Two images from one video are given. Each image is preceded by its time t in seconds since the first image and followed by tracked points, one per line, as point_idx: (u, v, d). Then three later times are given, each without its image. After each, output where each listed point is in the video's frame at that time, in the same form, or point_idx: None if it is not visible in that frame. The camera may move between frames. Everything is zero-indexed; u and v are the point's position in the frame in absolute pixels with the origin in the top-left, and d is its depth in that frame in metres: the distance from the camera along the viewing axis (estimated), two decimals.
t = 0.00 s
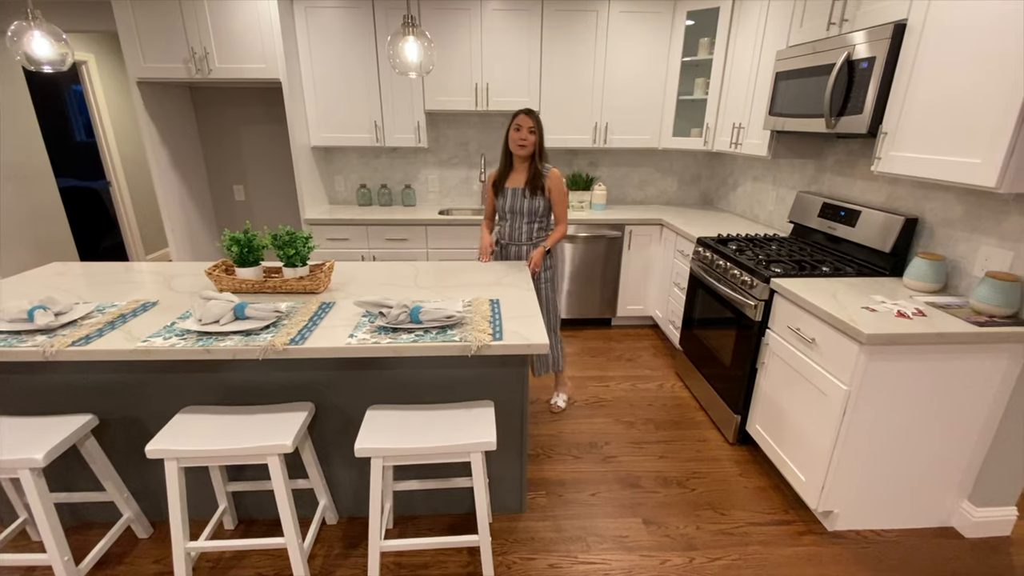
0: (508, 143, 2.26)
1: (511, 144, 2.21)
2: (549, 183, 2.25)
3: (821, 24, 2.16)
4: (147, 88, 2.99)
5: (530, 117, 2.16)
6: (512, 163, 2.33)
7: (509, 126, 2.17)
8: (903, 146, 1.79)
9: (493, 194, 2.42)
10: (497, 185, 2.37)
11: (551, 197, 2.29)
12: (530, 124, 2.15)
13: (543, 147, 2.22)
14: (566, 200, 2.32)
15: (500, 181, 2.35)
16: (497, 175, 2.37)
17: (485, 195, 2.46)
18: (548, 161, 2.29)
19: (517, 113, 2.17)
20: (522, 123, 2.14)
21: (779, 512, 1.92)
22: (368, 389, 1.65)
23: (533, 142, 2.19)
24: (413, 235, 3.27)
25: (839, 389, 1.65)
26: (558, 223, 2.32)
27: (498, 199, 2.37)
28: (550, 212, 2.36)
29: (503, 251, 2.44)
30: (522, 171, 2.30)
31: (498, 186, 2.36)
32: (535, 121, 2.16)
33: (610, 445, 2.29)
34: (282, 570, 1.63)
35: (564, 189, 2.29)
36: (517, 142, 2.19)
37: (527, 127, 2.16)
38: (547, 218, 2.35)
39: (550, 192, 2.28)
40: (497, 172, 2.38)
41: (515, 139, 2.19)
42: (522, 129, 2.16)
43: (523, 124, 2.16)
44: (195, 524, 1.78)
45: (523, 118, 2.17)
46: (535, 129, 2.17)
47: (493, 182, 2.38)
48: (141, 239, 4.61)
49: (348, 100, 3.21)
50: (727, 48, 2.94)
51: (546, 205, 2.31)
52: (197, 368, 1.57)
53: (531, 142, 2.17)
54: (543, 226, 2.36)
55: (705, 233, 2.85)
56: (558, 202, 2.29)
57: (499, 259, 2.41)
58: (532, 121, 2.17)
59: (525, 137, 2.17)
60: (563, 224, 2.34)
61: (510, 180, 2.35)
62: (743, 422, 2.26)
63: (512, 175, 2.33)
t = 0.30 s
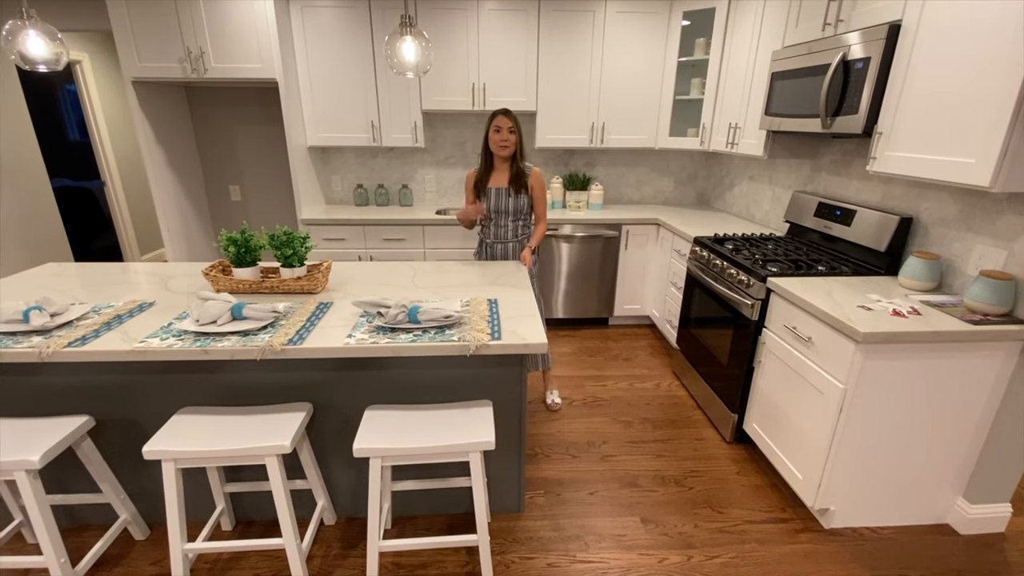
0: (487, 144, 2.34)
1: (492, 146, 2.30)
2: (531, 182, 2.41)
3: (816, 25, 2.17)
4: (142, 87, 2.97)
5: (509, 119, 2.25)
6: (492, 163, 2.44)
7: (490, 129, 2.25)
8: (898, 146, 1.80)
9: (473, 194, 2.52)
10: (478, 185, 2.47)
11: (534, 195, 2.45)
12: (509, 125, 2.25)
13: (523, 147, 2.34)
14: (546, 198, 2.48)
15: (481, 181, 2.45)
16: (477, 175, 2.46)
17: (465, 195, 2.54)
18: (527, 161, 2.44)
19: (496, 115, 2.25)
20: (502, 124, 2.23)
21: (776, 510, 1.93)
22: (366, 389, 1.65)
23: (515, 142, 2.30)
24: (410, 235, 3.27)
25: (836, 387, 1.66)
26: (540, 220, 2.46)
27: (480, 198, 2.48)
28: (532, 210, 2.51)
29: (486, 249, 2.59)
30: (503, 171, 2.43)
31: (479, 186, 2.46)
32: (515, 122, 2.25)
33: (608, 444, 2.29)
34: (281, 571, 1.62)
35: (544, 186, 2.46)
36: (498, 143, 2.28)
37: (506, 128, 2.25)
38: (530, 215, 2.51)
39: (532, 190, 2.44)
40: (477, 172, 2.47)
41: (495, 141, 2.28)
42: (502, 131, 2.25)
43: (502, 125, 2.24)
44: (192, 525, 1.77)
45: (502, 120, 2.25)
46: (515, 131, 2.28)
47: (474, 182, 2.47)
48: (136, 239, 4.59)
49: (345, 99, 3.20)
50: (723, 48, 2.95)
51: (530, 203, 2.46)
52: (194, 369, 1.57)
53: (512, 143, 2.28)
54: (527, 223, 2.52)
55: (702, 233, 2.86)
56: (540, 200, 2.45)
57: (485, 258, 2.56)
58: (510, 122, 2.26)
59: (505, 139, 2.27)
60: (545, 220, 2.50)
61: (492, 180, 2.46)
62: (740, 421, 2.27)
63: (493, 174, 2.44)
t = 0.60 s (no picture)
0: (477, 145, 2.34)
1: (482, 146, 2.30)
2: (522, 181, 2.41)
3: (814, 25, 2.18)
4: (139, 87, 2.96)
5: (498, 120, 2.25)
6: (482, 163, 2.44)
7: (479, 130, 2.25)
8: (895, 145, 1.81)
9: (464, 194, 2.52)
10: (468, 185, 2.47)
11: (524, 193, 2.45)
12: (498, 126, 2.25)
13: (513, 147, 2.33)
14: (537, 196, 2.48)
15: (472, 181, 2.46)
16: (466, 176, 2.46)
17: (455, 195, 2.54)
18: (518, 160, 2.43)
19: (485, 116, 2.25)
20: (491, 126, 2.23)
21: (775, 508, 1.94)
22: (366, 389, 1.65)
23: (504, 143, 2.30)
24: (408, 235, 3.27)
25: (834, 386, 1.67)
26: (532, 219, 2.46)
27: (471, 198, 2.48)
28: (523, 208, 2.52)
29: (478, 248, 2.60)
30: (494, 171, 2.44)
31: (469, 186, 2.47)
32: (503, 123, 2.25)
33: (607, 444, 2.29)
34: (280, 571, 1.62)
35: (535, 184, 2.45)
36: (487, 144, 2.29)
37: (495, 130, 2.25)
38: (520, 213, 2.52)
39: (523, 189, 2.44)
40: (467, 172, 2.47)
41: (485, 142, 2.28)
42: (491, 132, 2.25)
43: (491, 127, 2.24)
44: (191, 526, 1.77)
45: (491, 120, 2.25)
46: (503, 132, 2.27)
47: (464, 183, 2.47)
48: (132, 239, 4.58)
49: (343, 99, 3.20)
50: (721, 48, 2.96)
51: (520, 201, 2.47)
52: (193, 369, 1.56)
53: (501, 144, 2.28)
54: (517, 221, 2.54)
55: (700, 232, 2.87)
56: (531, 198, 2.45)
57: (477, 257, 2.57)
58: (499, 123, 2.26)
59: (495, 140, 2.27)
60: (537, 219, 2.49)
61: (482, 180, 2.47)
62: (738, 420, 2.28)
63: (483, 174, 2.44)
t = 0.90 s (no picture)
0: (474, 146, 2.35)
1: (478, 147, 2.31)
2: (518, 182, 2.41)
3: (812, 26, 2.19)
4: (138, 87, 2.96)
5: (494, 121, 2.25)
6: (479, 163, 2.44)
7: (475, 131, 2.25)
8: (893, 146, 1.82)
9: (461, 194, 2.53)
10: (464, 186, 2.48)
11: (520, 194, 2.45)
12: (494, 127, 2.25)
13: (509, 148, 2.34)
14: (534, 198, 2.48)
15: (469, 181, 2.46)
16: (463, 176, 2.47)
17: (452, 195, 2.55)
18: (515, 161, 2.44)
19: (482, 117, 2.25)
20: (487, 126, 2.23)
21: (774, 506, 1.95)
22: (367, 389, 1.65)
23: (499, 144, 2.30)
24: (408, 235, 3.27)
25: (833, 385, 1.68)
26: (529, 220, 2.45)
27: (467, 199, 2.49)
28: (519, 209, 2.52)
29: (474, 249, 2.60)
30: (490, 172, 2.44)
31: (466, 187, 2.47)
32: (499, 125, 2.25)
33: (607, 443, 2.30)
34: (281, 571, 1.62)
35: (532, 185, 2.45)
36: (484, 145, 2.29)
37: (491, 131, 2.26)
38: (516, 214, 2.52)
39: (519, 190, 2.44)
40: (464, 172, 2.48)
41: (481, 143, 2.29)
42: (487, 133, 2.26)
43: (487, 128, 2.25)
44: (192, 526, 1.77)
45: (487, 121, 2.26)
46: (499, 133, 2.28)
47: (461, 183, 2.48)
48: (130, 240, 4.58)
49: (342, 99, 3.20)
50: (720, 48, 2.97)
51: (516, 202, 2.47)
52: (194, 369, 1.57)
53: (497, 145, 2.29)
54: (513, 222, 2.54)
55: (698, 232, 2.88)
56: (528, 199, 2.45)
57: (474, 258, 2.58)
58: (495, 124, 2.26)
59: (491, 141, 2.27)
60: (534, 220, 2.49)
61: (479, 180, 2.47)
62: (737, 419, 2.29)
63: (480, 175, 2.45)
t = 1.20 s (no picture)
0: (475, 146, 2.35)
1: (480, 147, 2.31)
2: (518, 182, 2.41)
3: (813, 26, 2.20)
4: (137, 87, 2.95)
5: (496, 121, 2.25)
6: (481, 163, 2.44)
7: (477, 132, 2.25)
8: (895, 145, 1.82)
9: (461, 194, 2.53)
10: (466, 186, 2.48)
11: (521, 195, 2.45)
12: (496, 127, 2.26)
13: (510, 149, 2.33)
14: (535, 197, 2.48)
15: (470, 181, 2.46)
16: (465, 176, 2.47)
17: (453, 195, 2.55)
18: (516, 162, 2.43)
19: (484, 117, 2.26)
20: (489, 127, 2.24)
21: (776, 505, 1.95)
22: (371, 389, 1.65)
23: (501, 145, 2.30)
24: (408, 235, 3.27)
25: (835, 384, 1.68)
26: (531, 220, 2.45)
27: (469, 198, 2.49)
28: (520, 209, 2.52)
29: (474, 249, 2.61)
30: (491, 172, 2.44)
31: (467, 186, 2.47)
32: (501, 125, 2.26)
33: (609, 442, 2.30)
34: (285, 571, 1.62)
35: (533, 185, 2.45)
36: (485, 145, 2.29)
37: (493, 131, 2.26)
38: (517, 213, 2.52)
39: (520, 190, 2.44)
40: (465, 172, 2.48)
41: (483, 143, 2.29)
42: (489, 134, 2.26)
43: (489, 128, 2.25)
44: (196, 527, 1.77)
45: (489, 122, 2.26)
46: (501, 133, 2.28)
47: (462, 183, 2.48)
48: (129, 240, 4.59)
49: (342, 98, 3.19)
50: (720, 48, 2.98)
51: (517, 202, 2.47)
52: (198, 370, 1.56)
53: (498, 145, 2.29)
54: (513, 222, 2.54)
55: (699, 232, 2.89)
56: (528, 199, 2.44)
57: (473, 258, 2.58)
58: (497, 124, 2.26)
59: (492, 142, 2.27)
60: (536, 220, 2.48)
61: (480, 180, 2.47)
62: (739, 418, 2.30)
63: (481, 175, 2.45)
